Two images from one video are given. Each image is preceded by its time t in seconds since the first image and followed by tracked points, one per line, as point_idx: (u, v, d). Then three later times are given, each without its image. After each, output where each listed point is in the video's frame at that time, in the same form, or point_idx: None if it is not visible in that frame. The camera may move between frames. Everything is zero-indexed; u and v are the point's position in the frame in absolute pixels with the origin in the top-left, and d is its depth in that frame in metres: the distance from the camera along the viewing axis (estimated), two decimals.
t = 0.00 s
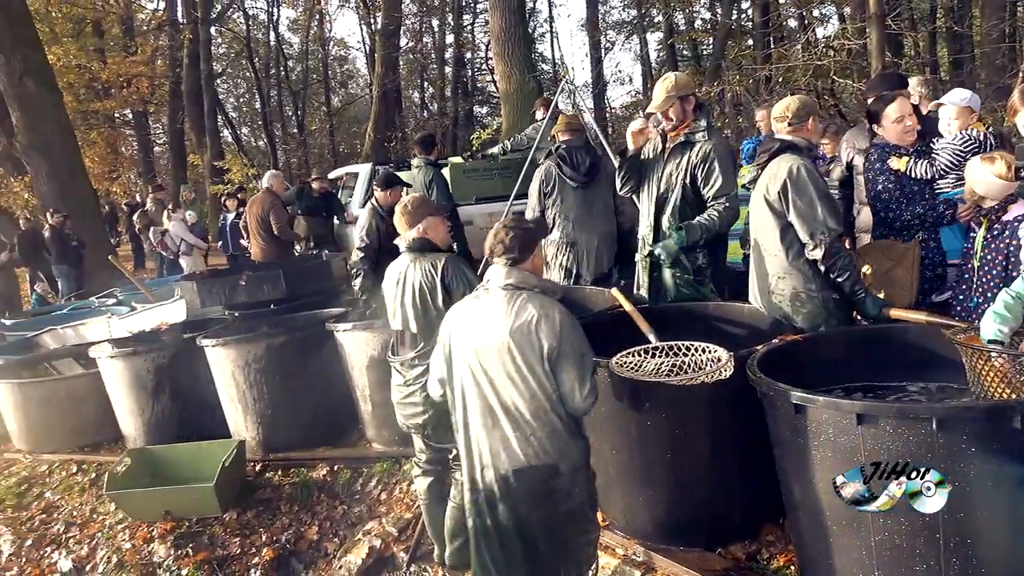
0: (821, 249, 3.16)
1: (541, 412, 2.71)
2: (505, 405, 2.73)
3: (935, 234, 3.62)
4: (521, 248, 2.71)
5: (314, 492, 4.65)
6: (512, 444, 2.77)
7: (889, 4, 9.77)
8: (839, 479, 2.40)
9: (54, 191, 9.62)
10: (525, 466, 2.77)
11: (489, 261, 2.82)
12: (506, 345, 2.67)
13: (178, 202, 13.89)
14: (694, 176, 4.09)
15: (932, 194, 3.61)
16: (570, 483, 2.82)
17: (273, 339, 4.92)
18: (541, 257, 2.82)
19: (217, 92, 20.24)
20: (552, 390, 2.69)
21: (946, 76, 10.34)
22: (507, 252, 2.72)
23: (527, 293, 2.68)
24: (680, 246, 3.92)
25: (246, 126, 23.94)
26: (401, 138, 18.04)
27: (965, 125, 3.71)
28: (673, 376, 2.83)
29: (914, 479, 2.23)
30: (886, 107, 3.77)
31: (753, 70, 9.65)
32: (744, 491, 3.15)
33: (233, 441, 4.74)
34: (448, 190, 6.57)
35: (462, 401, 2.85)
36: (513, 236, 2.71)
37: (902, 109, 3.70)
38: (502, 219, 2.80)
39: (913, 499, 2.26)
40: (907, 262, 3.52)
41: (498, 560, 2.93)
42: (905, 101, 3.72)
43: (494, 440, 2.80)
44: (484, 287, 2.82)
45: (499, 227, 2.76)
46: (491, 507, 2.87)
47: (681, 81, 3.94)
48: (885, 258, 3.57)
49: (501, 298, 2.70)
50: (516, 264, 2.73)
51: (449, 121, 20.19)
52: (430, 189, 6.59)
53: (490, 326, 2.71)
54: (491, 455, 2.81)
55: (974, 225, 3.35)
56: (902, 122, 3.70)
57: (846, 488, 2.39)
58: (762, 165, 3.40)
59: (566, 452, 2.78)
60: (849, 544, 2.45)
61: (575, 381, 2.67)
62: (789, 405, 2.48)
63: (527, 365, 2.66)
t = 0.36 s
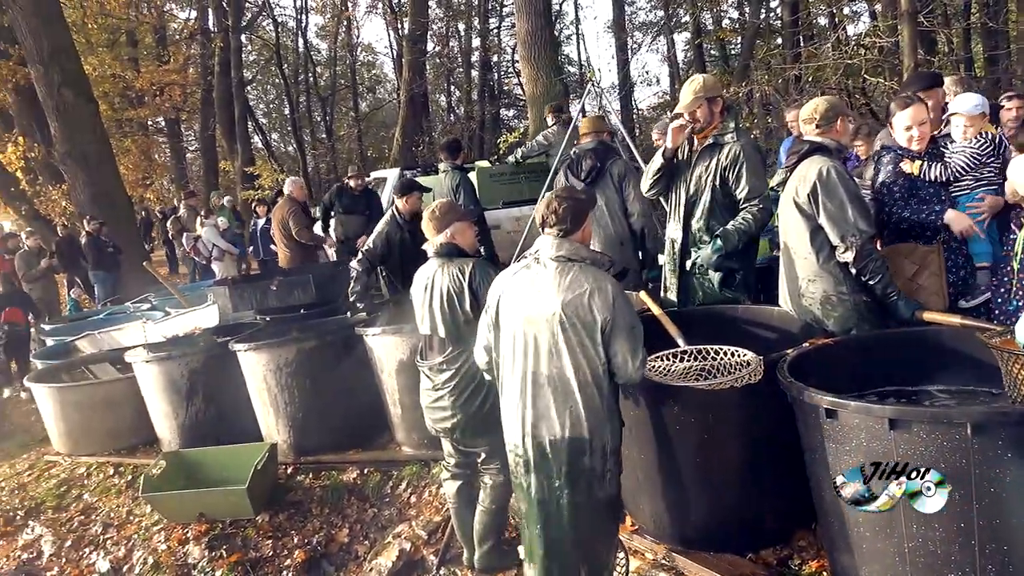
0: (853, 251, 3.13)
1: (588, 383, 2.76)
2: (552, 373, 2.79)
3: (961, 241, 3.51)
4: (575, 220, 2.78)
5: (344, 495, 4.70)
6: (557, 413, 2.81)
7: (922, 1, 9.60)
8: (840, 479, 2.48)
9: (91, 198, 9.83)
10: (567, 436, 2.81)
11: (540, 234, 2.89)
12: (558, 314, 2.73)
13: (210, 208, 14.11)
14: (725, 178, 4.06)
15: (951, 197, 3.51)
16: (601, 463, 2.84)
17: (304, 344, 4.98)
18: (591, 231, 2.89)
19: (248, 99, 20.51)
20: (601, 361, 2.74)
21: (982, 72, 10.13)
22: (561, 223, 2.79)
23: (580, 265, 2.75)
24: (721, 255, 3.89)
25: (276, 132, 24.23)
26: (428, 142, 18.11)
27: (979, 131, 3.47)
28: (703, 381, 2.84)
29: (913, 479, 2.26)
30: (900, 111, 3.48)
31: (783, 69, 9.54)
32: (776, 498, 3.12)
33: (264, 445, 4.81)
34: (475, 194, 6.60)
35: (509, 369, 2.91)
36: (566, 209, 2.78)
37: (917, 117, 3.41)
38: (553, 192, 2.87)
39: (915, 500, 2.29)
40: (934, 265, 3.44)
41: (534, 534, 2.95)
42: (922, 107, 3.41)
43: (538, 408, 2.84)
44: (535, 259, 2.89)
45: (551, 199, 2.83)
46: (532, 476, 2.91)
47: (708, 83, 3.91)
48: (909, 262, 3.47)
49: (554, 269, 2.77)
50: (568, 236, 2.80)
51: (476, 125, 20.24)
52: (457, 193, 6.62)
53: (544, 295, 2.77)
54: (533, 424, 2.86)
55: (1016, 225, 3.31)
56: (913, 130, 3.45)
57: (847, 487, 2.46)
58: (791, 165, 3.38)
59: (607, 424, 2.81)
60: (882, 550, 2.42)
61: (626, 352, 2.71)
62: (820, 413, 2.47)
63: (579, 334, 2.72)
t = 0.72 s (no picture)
0: (874, 254, 3.11)
1: (593, 383, 2.79)
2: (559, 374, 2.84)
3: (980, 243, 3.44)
4: (575, 222, 2.81)
5: (367, 499, 4.74)
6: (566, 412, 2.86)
7: None
8: (840, 480, 2.57)
9: (116, 209, 9.99)
10: (576, 437, 2.85)
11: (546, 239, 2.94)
12: (562, 317, 2.78)
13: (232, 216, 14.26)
14: (744, 182, 4.07)
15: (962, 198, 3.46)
16: (616, 461, 2.87)
17: (326, 351, 5.03)
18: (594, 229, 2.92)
19: (268, 108, 20.73)
20: (606, 360, 2.77)
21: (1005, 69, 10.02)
22: (561, 226, 2.82)
23: (583, 267, 2.79)
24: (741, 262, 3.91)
25: (296, 140, 24.45)
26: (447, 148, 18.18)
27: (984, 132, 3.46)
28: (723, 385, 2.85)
29: (914, 479, 2.30)
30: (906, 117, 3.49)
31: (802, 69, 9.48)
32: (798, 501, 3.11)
33: (286, 451, 4.86)
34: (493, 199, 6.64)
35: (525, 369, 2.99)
36: (566, 211, 2.81)
37: (925, 123, 3.43)
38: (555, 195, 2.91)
39: (916, 499, 2.32)
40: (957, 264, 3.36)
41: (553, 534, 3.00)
42: (930, 113, 3.43)
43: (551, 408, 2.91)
44: (542, 263, 2.94)
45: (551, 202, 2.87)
46: (548, 474, 2.98)
47: (727, 86, 3.95)
48: (930, 267, 3.39)
49: (559, 271, 2.83)
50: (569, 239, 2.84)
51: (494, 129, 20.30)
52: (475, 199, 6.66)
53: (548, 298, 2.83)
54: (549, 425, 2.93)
55: None
56: (921, 136, 3.47)
57: (848, 487, 2.53)
58: (809, 168, 3.37)
59: (613, 424, 2.84)
60: (906, 555, 2.41)
61: (629, 351, 2.75)
62: (841, 416, 2.46)
63: (580, 336, 2.76)
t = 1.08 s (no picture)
0: (890, 257, 3.11)
1: (602, 382, 2.83)
2: (566, 376, 2.87)
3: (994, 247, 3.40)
4: (568, 227, 2.87)
5: (384, 505, 4.77)
6: (577, 413, 2.88)
7: None
8: (842, 481, 2.66)
9: (135, 219, 10.10)
10: (589, 435, 2.88)
11: (540, 246, 2.98)
12: (565, 320, 2.82)
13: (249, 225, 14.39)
14: (759, 184, 4.07)
15: (977, 200, 3.51)
16: (630, 458, 2.90)
17: (342, 357, 5.06)
18: (587, 233, 2.97)
19: (284, 117, 20.89)
20: (614, 358, 2.81)
21: None
22: (555, 234, 2.87)
23: (580, 271, 2.83)
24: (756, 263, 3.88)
25: (311, 149, 24.65)
26: (461, 155, 18.24)
27: (994, 133, 3.54)
28: (739, 390, 2.85)
29: (916, 479, 2.34)
30: (919, 123, 3.45)
31: (816, 72, 9.45)
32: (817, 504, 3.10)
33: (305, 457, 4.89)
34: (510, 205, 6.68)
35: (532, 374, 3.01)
36: (557, 217, 2.87)
37: (936, 127, 3.40)
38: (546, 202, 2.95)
39: (916, 499, 2.37)
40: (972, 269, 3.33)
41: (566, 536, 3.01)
42: (942, 117, 3.40)
43: (562, 411, 2.92)
44: (539, 270, 2.97)
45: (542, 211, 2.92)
46: (562, 477, 2.99)
47: (743, 89, 3.96)
48: (947, 270, 3.38)
49: (557, 276, 2.86)
50: (564, 244, 2.88)
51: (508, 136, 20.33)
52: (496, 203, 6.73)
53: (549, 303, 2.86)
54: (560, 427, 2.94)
55: None
56: (934, 140, 3.44)
57: (849, 486, 2.62)
58: (824, 172, 3.36)
59: (623, 420, 2.87)
60: (925, 558, 2.40)
61: (636, 346, 2.78)
62: (859, 420, 2.46)
63: (584, 338, 2.80)
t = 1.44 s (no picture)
0: (907, 262, 3.10)
1: (630, 382, 2.85)
2: (593, 378, 2.89)
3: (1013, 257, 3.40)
4: (590, 230, 2.90)
5: (401, 509, 4.80)
6: (601, 414, 2.91)
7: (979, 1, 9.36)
8: (840, 481, 2.74)
9: (156, 224, 10.24)
10: (615, 435, 2.90)
11: (562, 249, 3.00)
12: (595, 323, 2.84)
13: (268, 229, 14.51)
14: (776, 188, 4.07)
15: (995, 207, 3.50)
16: (654, 458, 2.92)
17: (361, 361, 5.10)
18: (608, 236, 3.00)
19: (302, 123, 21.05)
20: (642, 358, 2.84)
21: None
22: (578, 235, 2.90)
23: (607, 273, 2.86)
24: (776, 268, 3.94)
25: (330, 154, 24.84)
26: (478, 160, 18.29)
27: (1009, 139, 3.55)
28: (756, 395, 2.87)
29: (916, 477, 2.38)
30: (935, 129, 3.49)
31: (835, 75, 9.39)
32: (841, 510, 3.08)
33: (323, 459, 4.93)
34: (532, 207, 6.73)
35: (556, 376, 3.02)
36: (580, 220, 2.90)
37: (953, 132, 3.43)
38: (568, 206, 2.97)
39: (917, 499, 2.41)
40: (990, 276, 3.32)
41: (590, 538, 3.01)
42: (957, 122, 3.44)
43: (588, 413, 2.94)
44: (562, 273, 2.98)
45: (566, 213, 2.94)
46: (586, 479, 3.01)
47: (759, 95, 3.98)
48: (963, 275, 3.36)
49: (582, 279, 2.88)
50: (587, 247, 2.91)
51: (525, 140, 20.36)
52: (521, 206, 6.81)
53: (575, 305, 2.88)
54: (586, 428, 2.96)
55: None
56: (952, 145, 3.45)
57: (848, 487, 2.70)
58: (841, 176, 3.35)
59: (652, 419, 2.90)
60: (943, 565, 2.39)
61: (665, 345, 2.81)
62: (876, 425, 2.46)
63: (614, 338, 2.83)
